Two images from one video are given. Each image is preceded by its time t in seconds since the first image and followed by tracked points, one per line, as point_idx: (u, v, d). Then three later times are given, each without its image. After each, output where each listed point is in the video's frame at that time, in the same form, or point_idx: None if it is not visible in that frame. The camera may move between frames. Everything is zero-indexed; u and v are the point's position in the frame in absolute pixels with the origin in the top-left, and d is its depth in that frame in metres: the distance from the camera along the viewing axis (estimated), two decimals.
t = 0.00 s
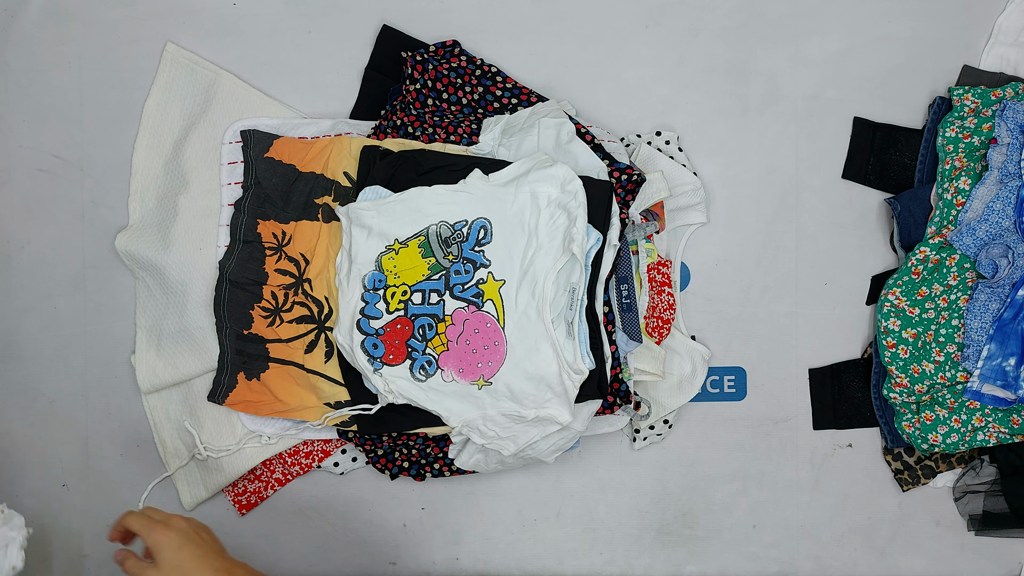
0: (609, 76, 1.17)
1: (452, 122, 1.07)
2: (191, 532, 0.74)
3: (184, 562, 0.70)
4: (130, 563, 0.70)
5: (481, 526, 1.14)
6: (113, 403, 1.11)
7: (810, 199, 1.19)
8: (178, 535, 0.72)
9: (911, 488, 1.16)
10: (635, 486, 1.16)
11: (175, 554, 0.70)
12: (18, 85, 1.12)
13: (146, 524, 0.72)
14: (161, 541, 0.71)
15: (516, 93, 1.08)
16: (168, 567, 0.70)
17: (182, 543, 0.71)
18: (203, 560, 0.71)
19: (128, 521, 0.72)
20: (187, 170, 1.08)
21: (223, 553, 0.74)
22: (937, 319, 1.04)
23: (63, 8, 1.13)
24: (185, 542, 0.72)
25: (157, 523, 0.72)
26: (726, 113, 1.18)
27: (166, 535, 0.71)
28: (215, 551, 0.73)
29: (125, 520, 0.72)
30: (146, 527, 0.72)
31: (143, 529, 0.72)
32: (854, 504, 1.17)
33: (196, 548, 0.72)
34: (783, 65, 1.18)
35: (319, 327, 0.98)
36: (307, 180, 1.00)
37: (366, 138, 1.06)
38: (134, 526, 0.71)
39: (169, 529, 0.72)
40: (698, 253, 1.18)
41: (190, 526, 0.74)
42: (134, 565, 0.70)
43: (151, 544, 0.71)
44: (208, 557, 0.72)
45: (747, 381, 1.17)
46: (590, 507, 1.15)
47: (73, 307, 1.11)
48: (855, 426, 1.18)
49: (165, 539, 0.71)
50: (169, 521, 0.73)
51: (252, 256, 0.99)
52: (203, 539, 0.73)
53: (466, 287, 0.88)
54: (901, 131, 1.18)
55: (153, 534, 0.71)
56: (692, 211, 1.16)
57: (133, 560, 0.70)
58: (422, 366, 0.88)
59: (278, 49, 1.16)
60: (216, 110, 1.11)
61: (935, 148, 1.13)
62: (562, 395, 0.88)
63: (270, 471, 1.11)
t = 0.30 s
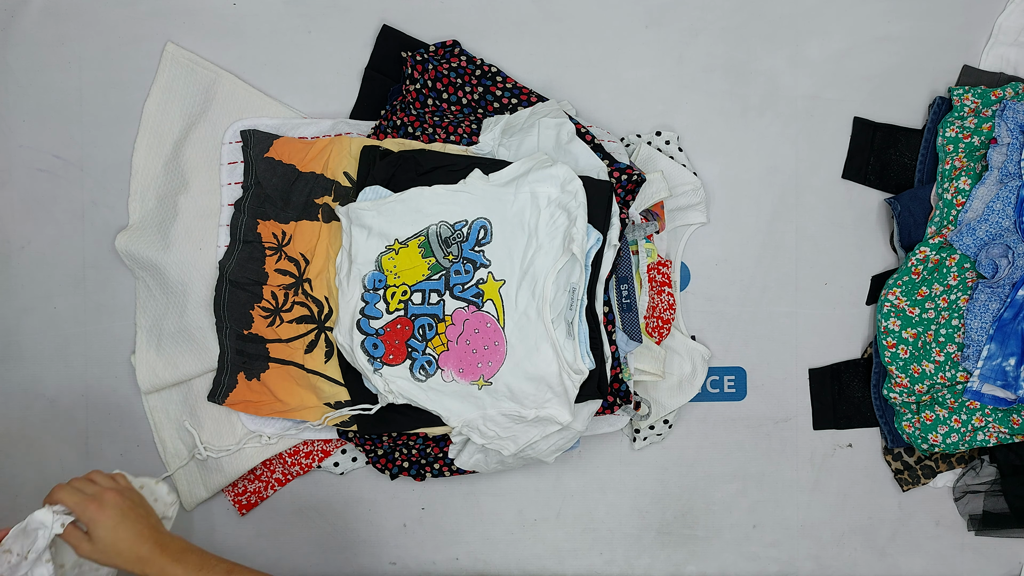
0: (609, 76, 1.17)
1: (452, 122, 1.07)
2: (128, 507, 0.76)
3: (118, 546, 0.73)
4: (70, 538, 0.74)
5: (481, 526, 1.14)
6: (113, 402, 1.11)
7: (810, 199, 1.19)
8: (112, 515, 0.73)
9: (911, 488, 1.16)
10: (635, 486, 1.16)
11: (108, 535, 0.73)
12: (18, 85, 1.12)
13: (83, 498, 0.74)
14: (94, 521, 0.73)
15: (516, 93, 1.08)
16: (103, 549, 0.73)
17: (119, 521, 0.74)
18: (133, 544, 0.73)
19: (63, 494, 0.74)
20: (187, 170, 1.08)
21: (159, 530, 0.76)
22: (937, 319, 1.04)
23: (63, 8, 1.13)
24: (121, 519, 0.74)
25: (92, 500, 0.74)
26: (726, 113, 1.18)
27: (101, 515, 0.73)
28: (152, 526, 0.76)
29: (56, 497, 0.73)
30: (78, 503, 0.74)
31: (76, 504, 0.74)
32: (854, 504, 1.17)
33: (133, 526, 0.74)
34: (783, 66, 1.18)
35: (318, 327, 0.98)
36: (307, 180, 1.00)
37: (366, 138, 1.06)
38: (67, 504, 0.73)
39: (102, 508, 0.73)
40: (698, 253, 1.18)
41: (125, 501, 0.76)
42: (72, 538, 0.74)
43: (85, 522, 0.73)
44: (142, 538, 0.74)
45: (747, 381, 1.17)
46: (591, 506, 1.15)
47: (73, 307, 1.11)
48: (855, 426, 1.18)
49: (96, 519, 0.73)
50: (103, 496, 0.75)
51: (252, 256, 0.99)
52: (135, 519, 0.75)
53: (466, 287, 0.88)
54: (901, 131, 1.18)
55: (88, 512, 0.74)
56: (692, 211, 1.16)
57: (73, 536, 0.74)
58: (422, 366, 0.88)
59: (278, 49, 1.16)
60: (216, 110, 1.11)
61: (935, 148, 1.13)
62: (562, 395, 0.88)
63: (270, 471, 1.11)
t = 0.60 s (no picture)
0: (609, 76, 1.17)
1: (452, 122, 1.07)
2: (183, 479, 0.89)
3: (178, 498, 0.84)
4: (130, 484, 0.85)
5: (481, 526, 1.14)
6: (113, 402, 1.11)
7: (810, 199, 1.19)
8: (178, 470, 0.87)
9: (911, 488, 1.16)
10: (635, 486, 1.16)
11: (172, 487, 0.85)
12: (18, 85, 1.12)
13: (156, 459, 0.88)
14: (162, 471, 0.86)
15: (517, 93, 1.08)
16: (164, 496, 0.84)
17: (183, 478, 0.87)
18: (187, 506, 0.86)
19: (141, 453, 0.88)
20: (187, 169, 1.08)
21: (210, 503, 0.88)
22: (937, 319, 1.04)
23: (63, 8, 1.13)
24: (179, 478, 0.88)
25: (164, 458, 0.88)
26: (726, 113, 1.18)
27: (171, 468, 0.87)
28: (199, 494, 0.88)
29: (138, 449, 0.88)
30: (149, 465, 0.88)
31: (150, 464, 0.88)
32: (854, 504, 1.17)
33: (193, 486, 0.87)
34: (783, 66, 1.18)
35: (318, 327, 0.98)
36: (307, 180, 1.00)
37: (366, 138, 1.06)
38: (140, 455, 0.86)
39: (172, 462, 0.88)
40: (698, 253, 1.18)
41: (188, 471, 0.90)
42: (134, 484, 0.85)
43: (155, 471, 0.86)
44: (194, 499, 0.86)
45: (747, 381, 1.17)
46: (591, 506, 1.15)
47: (74, 307, 1.11)
48: (855, 426, 1.18)
49: (164, 466, 0.86)
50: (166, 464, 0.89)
51: (252, 256, 0.99)
52: (194, 485, 0.87)
53: (466, 287, 0.88)
54: (901, 131, 1.18)
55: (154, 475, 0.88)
56: (692, 211, 1.16)
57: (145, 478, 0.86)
58: (422, 366, 0.88)
59: (278, 49, 1.16)
60: (216, 110, 1.11)
61: (935, 148, 1.13)
62: (562, 395, 0.88)
63: (270, 471, 1.11)
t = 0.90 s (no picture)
0: (609, 76, 1.17)
1: (452, 122, 1.07)
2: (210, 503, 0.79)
3: (220, 507, 0.76)
4: (167, 485, 0.75)
5: (481, 526, 1.14)
6: (114, 402, 1.11)
7: (810, 199, 1.19)
8: (214, 480, 0.79)
9: (911, 488, 1.16)
10: (635, 486, 1.16)
11: (214, 494, 0.77)
12: (18, 85, 1.12)
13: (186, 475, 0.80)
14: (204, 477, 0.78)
15: (517, 93, 1.08)
16: (207, 504, 0.75)
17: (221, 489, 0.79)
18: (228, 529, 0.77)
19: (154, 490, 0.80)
20: (187, 169, 1.08)
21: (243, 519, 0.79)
22: (937, 319, 1.04)
23: (63, 8, 1.13)
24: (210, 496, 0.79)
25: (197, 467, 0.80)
26: (726, 113, 1.18)
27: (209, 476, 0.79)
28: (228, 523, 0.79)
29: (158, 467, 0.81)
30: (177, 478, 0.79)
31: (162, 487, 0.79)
32: (854, 504, 1.17)
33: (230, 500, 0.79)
34: (783, 66, 1.18)
35: (318, 327, 0.98)
36: (307, 180, 1.00)
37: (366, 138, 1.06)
38: (175, 461, 0.78)
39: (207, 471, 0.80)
40: (698, 253, 1.18)
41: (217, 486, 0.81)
42: (171, 488, 0.75)
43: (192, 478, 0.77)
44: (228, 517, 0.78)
45: (747, 381, 1.17)
46: (590, 506, 1.15)
47: (73, 307, 1.11)
48: (855, 426, 1.18)
49: (201, 473, 0.78)
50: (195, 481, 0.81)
51: (252, 256, 0.99)
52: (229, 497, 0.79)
53: (466, 287, 0.88)
54: (901, 131, 1.18)
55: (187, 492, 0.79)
56: (692, 211, 1.16)
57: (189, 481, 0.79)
58: (422, 366, 0.88)
59: (278, 49, 1.16)
60: (216, 110, 1.11)
61: (935, 148, 1.13)
62: (562, 395, 0.88)
63: (270, 471, 1.11)
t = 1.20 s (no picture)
0: (610, 76, 1.17)
1: (452, 122, 1.07)
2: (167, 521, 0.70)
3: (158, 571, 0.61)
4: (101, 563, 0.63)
5: (481, 526, 1.14)
6: (114, 402, 1.11)
7: (810, 199, 1.19)
8: (149, 533, 0.63)
9: (911, 488, 1.16)
10: (635, 486, 1.16)
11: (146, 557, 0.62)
12: (18, 86, 1.12)
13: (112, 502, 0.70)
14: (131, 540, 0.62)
15: (517, 93, 1.08)
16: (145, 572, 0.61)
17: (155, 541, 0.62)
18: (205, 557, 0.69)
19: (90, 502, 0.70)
20: (187, 170, 1.08)
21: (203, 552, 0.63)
22: (937, 319, 1.04)
23: (63, 8, 1.13)
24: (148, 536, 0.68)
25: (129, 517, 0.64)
26: (726, 114, 1.18)
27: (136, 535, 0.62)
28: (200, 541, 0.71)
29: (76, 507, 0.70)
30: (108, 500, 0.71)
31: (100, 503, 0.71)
32: (854, 504, 1.17)
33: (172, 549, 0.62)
34: (783, 66, 1.18)
35: (318, 327, 0.97)
36: (307, 180, 1.00)
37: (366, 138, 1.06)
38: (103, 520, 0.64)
39: (137, 527, 0.63)
40: (698, 253, 1.18)
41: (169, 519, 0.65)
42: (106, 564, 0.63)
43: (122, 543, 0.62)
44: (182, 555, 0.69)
45: (747, 381, 1.17)
46: (591, 506, 1.15)
47: (73, 307, 1.11)
48: (855, 426, 1.18)
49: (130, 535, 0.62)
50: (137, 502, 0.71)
51: (252, 256, 0.99)
52: (172, 543, 0.63)
53: (466, 287, 0.88)
54: (901, 131, 1.18)
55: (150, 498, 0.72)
56: (692, 211, 1.16)
57: (111, 559, 0.62)
58: (422, 366, 0.88)
59: (278, 49, 1.16)
60: (217, 110, 1.11)
61: (935, 148, 1.13)
62: (562, 395, 0.88)
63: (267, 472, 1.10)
